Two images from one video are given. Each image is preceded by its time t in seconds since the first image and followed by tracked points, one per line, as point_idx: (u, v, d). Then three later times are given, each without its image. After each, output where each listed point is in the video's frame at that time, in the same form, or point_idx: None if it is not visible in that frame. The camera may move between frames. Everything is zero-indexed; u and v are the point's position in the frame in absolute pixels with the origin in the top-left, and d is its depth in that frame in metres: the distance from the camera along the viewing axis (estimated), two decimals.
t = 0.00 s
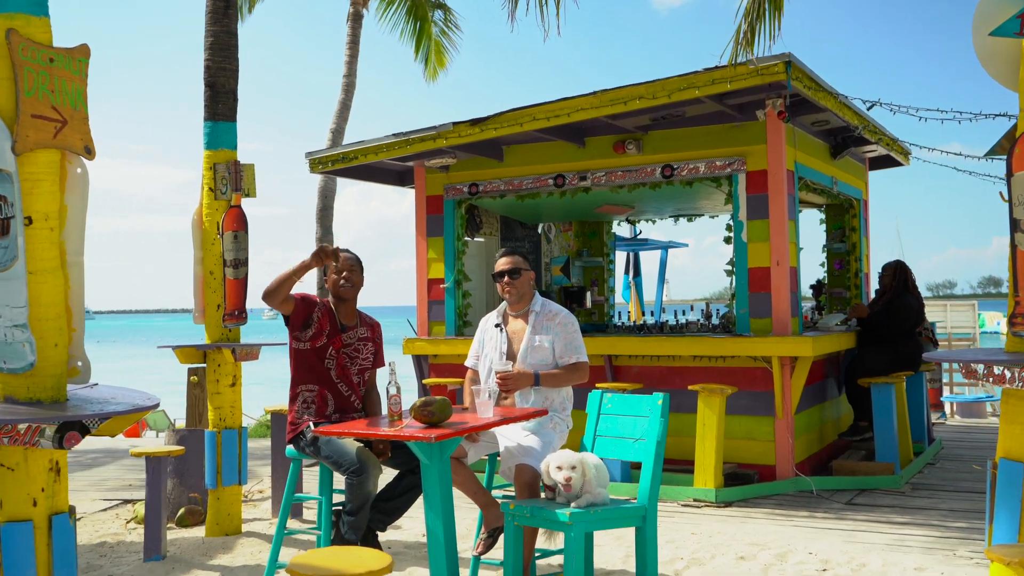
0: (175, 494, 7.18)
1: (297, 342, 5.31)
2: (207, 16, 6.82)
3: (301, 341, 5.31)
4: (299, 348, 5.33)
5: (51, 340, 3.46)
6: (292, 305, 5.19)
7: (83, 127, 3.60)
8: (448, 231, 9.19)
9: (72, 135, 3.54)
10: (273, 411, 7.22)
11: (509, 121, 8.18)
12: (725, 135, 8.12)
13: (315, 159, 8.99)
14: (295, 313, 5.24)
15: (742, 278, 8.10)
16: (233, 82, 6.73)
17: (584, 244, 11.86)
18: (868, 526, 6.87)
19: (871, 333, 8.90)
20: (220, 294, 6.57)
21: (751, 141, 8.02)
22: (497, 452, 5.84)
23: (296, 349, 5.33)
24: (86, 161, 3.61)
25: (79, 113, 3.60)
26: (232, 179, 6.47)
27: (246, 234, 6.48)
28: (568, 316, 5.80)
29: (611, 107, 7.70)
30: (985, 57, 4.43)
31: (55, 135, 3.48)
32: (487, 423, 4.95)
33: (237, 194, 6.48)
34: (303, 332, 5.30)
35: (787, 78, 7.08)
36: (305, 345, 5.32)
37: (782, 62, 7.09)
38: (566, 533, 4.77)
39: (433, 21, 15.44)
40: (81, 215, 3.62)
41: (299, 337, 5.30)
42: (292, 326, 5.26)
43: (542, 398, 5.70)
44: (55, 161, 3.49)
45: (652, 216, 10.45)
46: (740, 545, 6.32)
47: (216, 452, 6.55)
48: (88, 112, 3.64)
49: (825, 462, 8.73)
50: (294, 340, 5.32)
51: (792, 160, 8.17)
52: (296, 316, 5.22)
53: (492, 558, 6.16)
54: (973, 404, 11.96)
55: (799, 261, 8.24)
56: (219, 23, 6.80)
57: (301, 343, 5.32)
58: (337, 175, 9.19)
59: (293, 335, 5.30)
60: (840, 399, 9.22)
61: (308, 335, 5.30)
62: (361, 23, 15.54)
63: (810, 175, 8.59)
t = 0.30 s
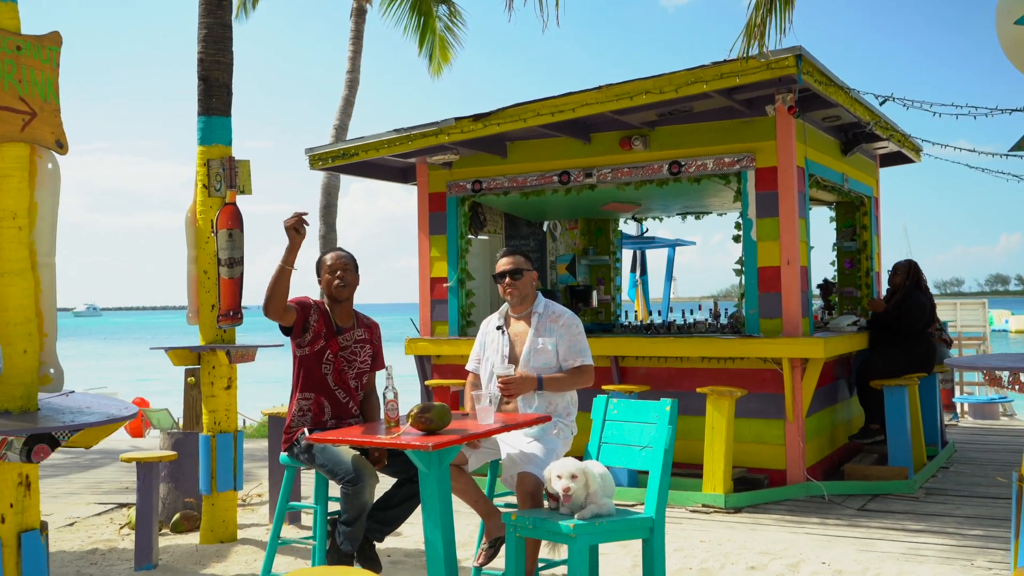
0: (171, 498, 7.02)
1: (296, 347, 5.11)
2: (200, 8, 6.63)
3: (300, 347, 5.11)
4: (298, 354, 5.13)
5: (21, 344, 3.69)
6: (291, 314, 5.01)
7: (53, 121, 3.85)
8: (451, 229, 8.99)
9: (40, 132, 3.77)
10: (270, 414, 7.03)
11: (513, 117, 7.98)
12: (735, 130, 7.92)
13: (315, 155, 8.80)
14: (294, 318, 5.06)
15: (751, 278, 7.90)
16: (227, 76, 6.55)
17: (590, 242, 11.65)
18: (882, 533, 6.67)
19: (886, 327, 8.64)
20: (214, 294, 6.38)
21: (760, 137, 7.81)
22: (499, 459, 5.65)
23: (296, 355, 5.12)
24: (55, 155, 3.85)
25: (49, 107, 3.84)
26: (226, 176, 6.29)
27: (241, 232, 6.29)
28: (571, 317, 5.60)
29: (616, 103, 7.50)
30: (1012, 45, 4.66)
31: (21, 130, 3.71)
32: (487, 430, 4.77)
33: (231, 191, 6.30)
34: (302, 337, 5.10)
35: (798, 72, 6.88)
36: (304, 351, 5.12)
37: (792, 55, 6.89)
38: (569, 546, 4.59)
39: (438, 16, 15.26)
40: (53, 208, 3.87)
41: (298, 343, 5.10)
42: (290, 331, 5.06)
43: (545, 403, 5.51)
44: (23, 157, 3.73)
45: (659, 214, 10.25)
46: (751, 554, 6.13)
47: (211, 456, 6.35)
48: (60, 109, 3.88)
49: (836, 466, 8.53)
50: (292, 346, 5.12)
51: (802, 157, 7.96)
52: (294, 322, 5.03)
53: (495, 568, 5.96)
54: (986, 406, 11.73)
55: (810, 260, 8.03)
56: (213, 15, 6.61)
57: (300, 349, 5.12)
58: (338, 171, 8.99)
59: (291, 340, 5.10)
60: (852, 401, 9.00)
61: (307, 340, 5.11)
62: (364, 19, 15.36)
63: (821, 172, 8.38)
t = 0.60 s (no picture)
0: (168, 504, 6.83)
1: (287, 349, 4.95)
2: None
3: (291, 349, 4.95)
4: (290, 358, 4.97)
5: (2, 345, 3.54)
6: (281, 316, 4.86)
7: (33, 108, 3.72)
8: (457, 227, 8.78)
9: (21, 117, 3.66)
10: (271, 418, 6.83)
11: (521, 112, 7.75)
12: (749, 125, 7.68)
13: (318, 151, 8.59)
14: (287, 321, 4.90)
15: (766, 277, 7.68)
16: (226, 69, 6.34)
17: (600, 241, 11.44)
18: (903, 541, 6.45)
19: (903, 320, 8.35)
20: (214, 293, 6.20)
21: (775, 133, 7.58)
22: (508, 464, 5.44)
23: (286, 359, 4.96)
24: (37, 144, 3.73)
25: (29, 92, 3.72)
26: (225, 171, 6.09)
27: (241, 229, 6.08)
28: (583, 317, 5.39)
29: (627, 97, 7.27)
30: None
31: (3, 116, 3.60)
32: (495, 436, 4.55)
33: (231, 187, 6.09)
34: (295, 340, 4.94)
35: (815, 64, 6.63)
36: (297, 354, 4.96)
37: (810, 47, 6.64)
38: (582, 557, 4.38)
39: (444, 12, 15.05)
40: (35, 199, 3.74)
41: (290, 345, 4.95)
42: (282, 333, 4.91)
43: (556, 406, 5.30)
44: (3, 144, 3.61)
45: (670, 212, 10.02)
46: (769, 563, 5.92)
47: (210, 461, 6.15)
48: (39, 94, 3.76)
49: (854, 471, 8.32)
50: (285, 348, 4.96)
51: (819, 153, 7.74)
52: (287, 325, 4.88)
53: None
54: (1004, 408, 11.49)
55: (827, 259, 7.81)
56: (212, 6, 6.40)
57: (291, 352, 4.96)
58: (340, 168, 8.75)
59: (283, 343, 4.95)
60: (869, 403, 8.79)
61: (300, 344, 4.94)
62: (370, 15, 15.17)
63: (838, 169, 8.16)
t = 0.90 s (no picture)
0: (170, 509, 6.63)
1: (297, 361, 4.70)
2: None
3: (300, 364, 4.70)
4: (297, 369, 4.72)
5: None
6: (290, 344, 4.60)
7: (21, 96, 3.50)
8: (466, 225, 8.56)
9: (11, 107, 3.44)
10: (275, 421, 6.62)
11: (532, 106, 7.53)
12: (768, 120, 7.48)
13: (324, 148, 8.35)
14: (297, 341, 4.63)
15: (785, 276, 7.47)
16: (229, 61, 6.12)
17: (611, 239, 11.22)
18: (930, 550, 6.23)
19: (927, 320, 8.20)
20: (215, 293, 5.96)
21: (795, 127, 7.38)
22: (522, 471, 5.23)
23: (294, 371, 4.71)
24: (25, 134, 3.52)
25: (16, 78, 3.50)
26: (228, 167, 5.88)
27: (244, 226, 5.91)
28: (600, 318, 5.17)
29: (643, 90, 7.06)
30: None
31: None
32: (509, 441, 4.34)
33: (234, 183, 5.90)
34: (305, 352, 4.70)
35: (839, 55, 6.43)
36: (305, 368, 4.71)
37: (833, 38, 6.44)
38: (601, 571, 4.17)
39: (451, 7, 14.84)
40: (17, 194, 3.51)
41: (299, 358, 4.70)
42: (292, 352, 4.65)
43: (571, 410, 5.08)
44: None
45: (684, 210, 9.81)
46: (791, 573, 5.71)
47: (212, 465, 5.95)
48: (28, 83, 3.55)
49: (874, 476, 8.11)
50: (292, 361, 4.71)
51: (839, 149, 7.53)
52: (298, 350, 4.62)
53: None
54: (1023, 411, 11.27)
55: (847, 257, 7.60)
56: None
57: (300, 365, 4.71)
58: (345, 164, 8.52)
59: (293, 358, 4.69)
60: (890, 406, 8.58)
61: (309, 356, 4.70)
62: (375, 11, 14.96)
63: (858, 165, 7.94)
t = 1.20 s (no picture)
0: (168, 517, 6.40)
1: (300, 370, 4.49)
2: None
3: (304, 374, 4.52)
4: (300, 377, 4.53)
5: None
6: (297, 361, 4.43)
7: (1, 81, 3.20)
8: (473, 223, 8.34)
9: None
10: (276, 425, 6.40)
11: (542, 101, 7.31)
12: (785, 114, 7.25)
13: (327, 144, 8.12)
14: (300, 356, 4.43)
15: (803, 276, 7.24)
16: (229, 52, 5.91)
17: (620, 238, 11.00)
18: (955, 559, 6.00)
19: (951, 320, 7.95)
20: (215, 293, 5.75)
21: (814, 122, 7.16)
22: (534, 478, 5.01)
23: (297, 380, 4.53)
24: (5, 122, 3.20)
25: None
26: (228, 163, 5.66)
27: (245, 223, 5.70)
28: (616, 319, 4.96)
29: (657, 83, 6.83)
30: None
31: None
32: (523, 449, 4.12)
33: (234, 179, 5.67)
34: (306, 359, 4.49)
35: (862, 47, 6.20)
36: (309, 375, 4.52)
37: (856, 28, 6.22)
38: None
39: (456, 3, 14.64)
40: (2, 171, 3.03)
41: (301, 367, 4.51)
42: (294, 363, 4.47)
43: (585, 415, 4.86)
44: None
45: (696, 208, 9.58)
46: None
47: (211, 472, 5.73)
48: (8, 68, 3.25)
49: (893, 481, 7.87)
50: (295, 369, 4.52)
51: (859, 144, 7.31)
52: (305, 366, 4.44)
53: None
54: None
55: (867, 256, 7.37)
56: None
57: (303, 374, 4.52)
58: (349, 162, 8.29)
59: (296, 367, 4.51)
60: (908, 409, 8.35)
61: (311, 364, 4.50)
62: (380, 7, 14.76)
63: (878, 161, 7.72)
